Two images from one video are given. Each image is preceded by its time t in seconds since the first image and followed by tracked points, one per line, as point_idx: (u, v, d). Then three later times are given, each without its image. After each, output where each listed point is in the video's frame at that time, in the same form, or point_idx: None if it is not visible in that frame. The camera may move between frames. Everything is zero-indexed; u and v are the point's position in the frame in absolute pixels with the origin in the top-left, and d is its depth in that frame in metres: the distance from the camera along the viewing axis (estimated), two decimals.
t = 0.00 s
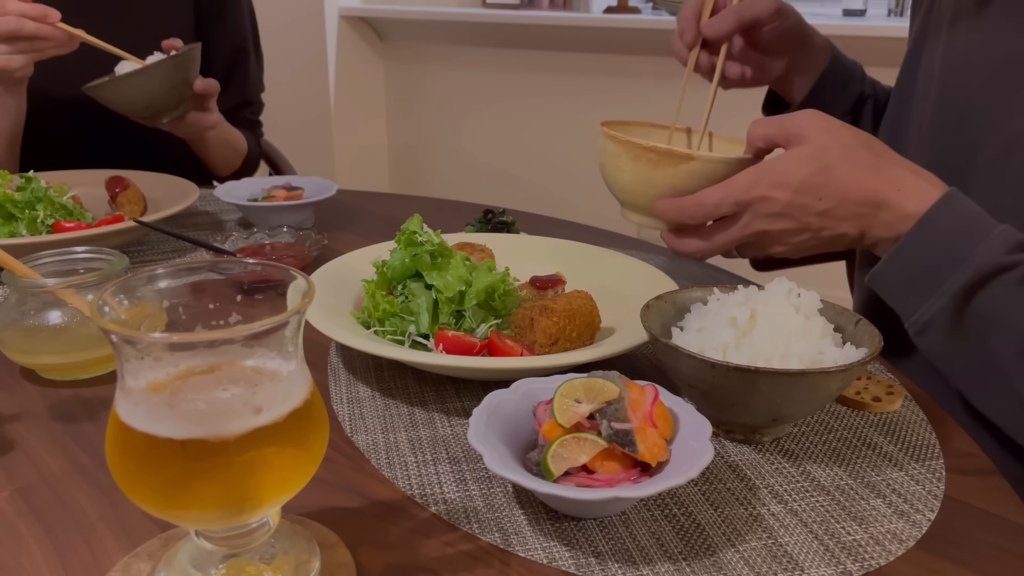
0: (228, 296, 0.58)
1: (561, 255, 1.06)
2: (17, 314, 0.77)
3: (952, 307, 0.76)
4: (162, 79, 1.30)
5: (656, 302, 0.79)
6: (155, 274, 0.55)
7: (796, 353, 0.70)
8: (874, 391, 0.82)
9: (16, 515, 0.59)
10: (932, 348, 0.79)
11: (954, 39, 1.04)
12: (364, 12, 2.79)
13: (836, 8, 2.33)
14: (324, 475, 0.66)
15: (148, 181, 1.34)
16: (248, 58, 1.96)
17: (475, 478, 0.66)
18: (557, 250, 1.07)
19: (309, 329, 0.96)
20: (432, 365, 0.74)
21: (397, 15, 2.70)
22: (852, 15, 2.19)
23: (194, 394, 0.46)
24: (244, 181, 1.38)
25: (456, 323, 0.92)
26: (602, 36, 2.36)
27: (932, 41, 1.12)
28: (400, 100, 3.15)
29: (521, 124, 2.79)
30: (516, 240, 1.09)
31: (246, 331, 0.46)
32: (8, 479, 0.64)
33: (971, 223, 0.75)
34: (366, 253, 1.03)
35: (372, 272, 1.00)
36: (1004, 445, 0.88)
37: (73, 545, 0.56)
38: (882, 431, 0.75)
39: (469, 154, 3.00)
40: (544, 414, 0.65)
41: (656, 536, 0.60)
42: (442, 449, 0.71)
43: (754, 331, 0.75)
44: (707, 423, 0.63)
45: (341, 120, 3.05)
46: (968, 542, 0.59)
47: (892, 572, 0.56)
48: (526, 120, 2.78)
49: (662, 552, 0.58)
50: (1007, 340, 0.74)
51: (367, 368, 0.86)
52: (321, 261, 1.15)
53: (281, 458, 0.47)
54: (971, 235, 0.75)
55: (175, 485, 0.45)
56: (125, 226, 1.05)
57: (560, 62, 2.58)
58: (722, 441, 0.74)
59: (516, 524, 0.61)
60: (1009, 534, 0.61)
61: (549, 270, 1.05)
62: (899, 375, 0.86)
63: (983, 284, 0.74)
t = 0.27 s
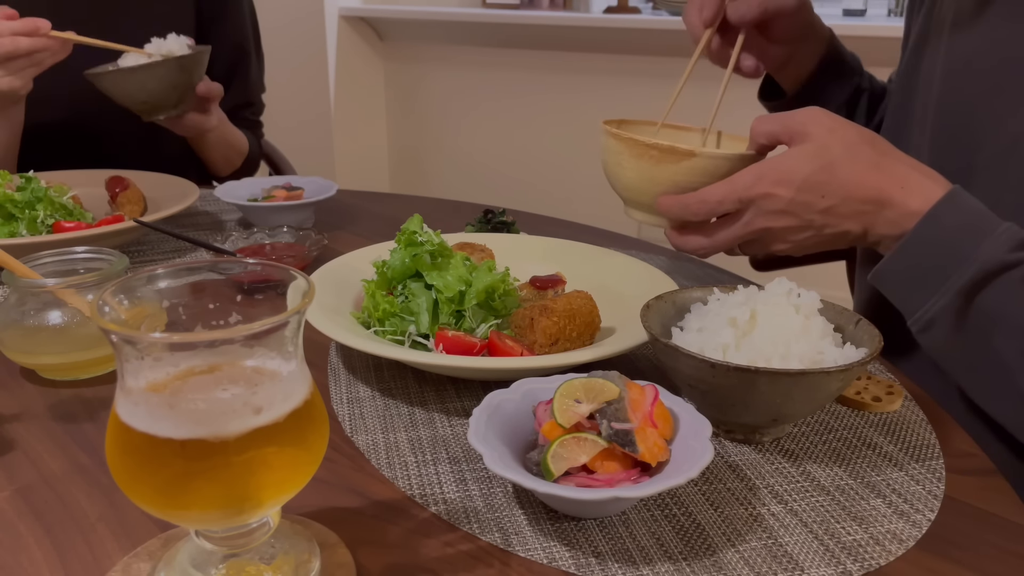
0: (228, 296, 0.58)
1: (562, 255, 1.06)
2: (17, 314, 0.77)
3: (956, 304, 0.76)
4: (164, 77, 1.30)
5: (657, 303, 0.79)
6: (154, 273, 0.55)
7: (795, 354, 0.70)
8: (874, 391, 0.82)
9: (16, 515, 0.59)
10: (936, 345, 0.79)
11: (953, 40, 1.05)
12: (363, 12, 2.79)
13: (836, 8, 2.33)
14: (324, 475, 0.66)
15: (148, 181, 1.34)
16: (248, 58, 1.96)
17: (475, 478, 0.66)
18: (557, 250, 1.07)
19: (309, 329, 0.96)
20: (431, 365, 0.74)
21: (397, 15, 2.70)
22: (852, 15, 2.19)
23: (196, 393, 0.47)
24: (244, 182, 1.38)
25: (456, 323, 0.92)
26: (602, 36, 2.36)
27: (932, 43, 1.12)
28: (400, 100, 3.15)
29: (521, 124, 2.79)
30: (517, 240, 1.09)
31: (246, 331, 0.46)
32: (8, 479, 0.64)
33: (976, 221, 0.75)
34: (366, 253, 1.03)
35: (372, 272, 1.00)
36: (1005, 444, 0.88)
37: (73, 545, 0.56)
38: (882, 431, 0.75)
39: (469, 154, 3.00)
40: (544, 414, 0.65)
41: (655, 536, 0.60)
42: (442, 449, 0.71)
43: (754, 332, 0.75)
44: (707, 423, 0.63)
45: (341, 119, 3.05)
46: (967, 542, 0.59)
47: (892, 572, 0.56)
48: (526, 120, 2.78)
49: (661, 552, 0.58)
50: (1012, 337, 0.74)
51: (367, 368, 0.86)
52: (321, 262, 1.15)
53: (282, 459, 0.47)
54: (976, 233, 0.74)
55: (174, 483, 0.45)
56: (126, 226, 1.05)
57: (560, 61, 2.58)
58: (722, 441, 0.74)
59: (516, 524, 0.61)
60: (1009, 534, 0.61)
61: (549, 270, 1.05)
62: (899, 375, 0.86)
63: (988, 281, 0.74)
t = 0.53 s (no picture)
0: (230, 298, 0.58)
1: (562, 255, 1.06)
2: (18, 314, 0.77)
3: (962, 299, 0.76)
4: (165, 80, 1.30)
5: (656, 302, 0.79)
6: (155, 273, 0.55)
7: (796, 349, 0.71)
8: (874, 391, 0.82)
9: (16, 515, 0.59)
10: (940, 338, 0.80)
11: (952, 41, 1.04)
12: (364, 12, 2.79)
13: (836, 8, 2.33)
14: (324, 475, 0.66)
15: (148, 181, 1.34)
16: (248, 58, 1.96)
17: (475, 478, 0.66)
18: (556, 250, 1.07)
19: (309, 329, 0.95)
20: (431, 365, 0.74)
21: (398, 15, 2.70)
22: (852, 15, 2.19)
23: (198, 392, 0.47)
24: (245, 181, 1.38)
25: (456, 323, 0.92)
26: (602, 35, 2.36)
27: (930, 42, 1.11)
28: (400, 100, 3.15)
29: (521, 124, 2.79)
30: (517, 239, 1.09)
31: (246, 331, 0.46)
32: (8, 479, 0.64)
33: (981, 217, 0.75)
34: (366, 253, 1.03)
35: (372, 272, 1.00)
36: (1006, 442, 0.88)
37: (73, 545, 0.56)
38: (882, 431, 0.75)
39: (468, 153, 3.00)
40: (544, 414, 0.65)
41: (655, 536, 0.60)
42: (442, 449, 0.71)
43: (754, 331, 0.75)
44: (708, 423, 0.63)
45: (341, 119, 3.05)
46: (967, 542, 0.59)
47: (892, 572, 0.56)
48: (526, 121, 2.78)
49: (661, 552, 0.58)
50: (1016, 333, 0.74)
51: (367, 368, 0.86)
52: (321, 262, 1.15)
53: (287, 454, 0.47)
54: (982, 229, 0.74)
55: (180, 482, 0.45)
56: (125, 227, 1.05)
57: (560, 61, 2.58)
58: (722, 441, 0.74)
59: (516, 524, 0.61)
60: (1009, 534, 0.61)
61: (549, 270, 1.05)
62: (899, 375, 0.86)
63: (994, 276, 0.74)
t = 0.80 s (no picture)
0: (217, 305, 0.58)
1: (560, 255, 1.06)
2: None
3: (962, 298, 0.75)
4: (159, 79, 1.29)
5: (670, 304, 0.78)
6: (131, 282, 0.54)
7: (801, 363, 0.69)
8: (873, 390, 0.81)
9: (13, 516, 0.59)
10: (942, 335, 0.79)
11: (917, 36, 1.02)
12: (364, 11, 2.79)
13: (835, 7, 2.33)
14: (322, 476, 0.66)
15: (145, 180, 1.33)
16: (248, 58, 1.96)
17: (473, 479, 0.66)
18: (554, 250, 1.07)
19: (308, 329, 0.95)
20: (430, 366, 0.73)
21: (398, 14, 2.70)
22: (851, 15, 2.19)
23: (177, 407, 0.46)
24: (243, 181, 1.38)
25: (454, 323, 0.92)
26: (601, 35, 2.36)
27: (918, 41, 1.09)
28: (398, 100, 3.15)
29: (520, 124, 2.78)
30: (516, 239, 1.09)
31: (222, 344, 0.46)
32: (5, 479, 0.64)
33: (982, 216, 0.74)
34: (365, 253, 1.03)
35: (369, 272, 1.00)
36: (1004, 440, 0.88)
37: (71, 546, 0.56)
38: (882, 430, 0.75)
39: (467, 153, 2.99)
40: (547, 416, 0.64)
41: (654, 536, 0.60)
42: (440, 450, 0.71)
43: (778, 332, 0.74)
44: (712, 422, 0.63)
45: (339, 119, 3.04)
46: (966, 543, 0.59)
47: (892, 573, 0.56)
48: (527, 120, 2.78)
49: (660, 551, 0.58)
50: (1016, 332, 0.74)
51: (365, 368, 0.85)
52: (321, 262, 1.15)
53: (266, 471, 0.47)
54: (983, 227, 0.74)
55: (153, 496, 0.44)
56: (123, 226, 1.05)
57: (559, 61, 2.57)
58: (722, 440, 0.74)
59: (515, 524, 0.61)
60: (1008, 535, 0.60)
61: (547, 270, 1.04)
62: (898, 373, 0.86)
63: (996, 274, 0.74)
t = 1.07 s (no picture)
0: (217, 305, 0.57)
1: (560, 255, 1.06)
2: None
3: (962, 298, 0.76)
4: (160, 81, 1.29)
5: (670, 304, 0.78)
6: (132, 282, 0.54)
7: (802, 364, 0.69)
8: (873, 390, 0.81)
9: (13, 515, 0.59)
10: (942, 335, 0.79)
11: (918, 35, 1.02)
12: (364, 11, 2.79)
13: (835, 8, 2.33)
14: (322, 475, 0.66)
15: (144, 180, 1.33)
16: (248, 59, 1.96)
17: (473, 479, 0.66)
18: (554, 250, 1.07)
19: (308, 329, 0.95)
20: (430, 366, 0.73)
21: (398, 15, 2.70)
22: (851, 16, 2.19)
23: (177, 407, 0.46)
24: (243, 181, 1.38)
25: (454, 323, 0.92)
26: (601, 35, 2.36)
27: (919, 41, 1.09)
28: (398, 100, 3.15)
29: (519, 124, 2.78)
30: (516, 239, 1.09)
31: (222, 343, 0.46)
32: (5, 479, 0.64)
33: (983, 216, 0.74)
34: (365, 253, 1.03)
35: (369, 272, 1.00)
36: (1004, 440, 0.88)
37: (71, 546, 0.56)
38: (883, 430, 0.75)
39: (467, 153, 3.00)
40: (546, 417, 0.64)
41: (654, 536, 0.60)
42: (440, 450, 0.71)
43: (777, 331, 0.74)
44: (712, 421, 0.63)
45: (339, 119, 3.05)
46: (966, 542, 0.59)
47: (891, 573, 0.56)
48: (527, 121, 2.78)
49: (660, 551, 0.58)
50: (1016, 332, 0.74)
51: (365, 368, 0.85)
52: (321, 262, 1.15)
53: (266, 471, 0.47)
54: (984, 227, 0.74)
55: (153, 496, 0.44)
56: (124, 226, 1.05)
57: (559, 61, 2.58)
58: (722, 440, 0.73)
59: (515, 524, 0.61)
60: (1008, 534, 0.60)
61: (547, 271, 1.04)
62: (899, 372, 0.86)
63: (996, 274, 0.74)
